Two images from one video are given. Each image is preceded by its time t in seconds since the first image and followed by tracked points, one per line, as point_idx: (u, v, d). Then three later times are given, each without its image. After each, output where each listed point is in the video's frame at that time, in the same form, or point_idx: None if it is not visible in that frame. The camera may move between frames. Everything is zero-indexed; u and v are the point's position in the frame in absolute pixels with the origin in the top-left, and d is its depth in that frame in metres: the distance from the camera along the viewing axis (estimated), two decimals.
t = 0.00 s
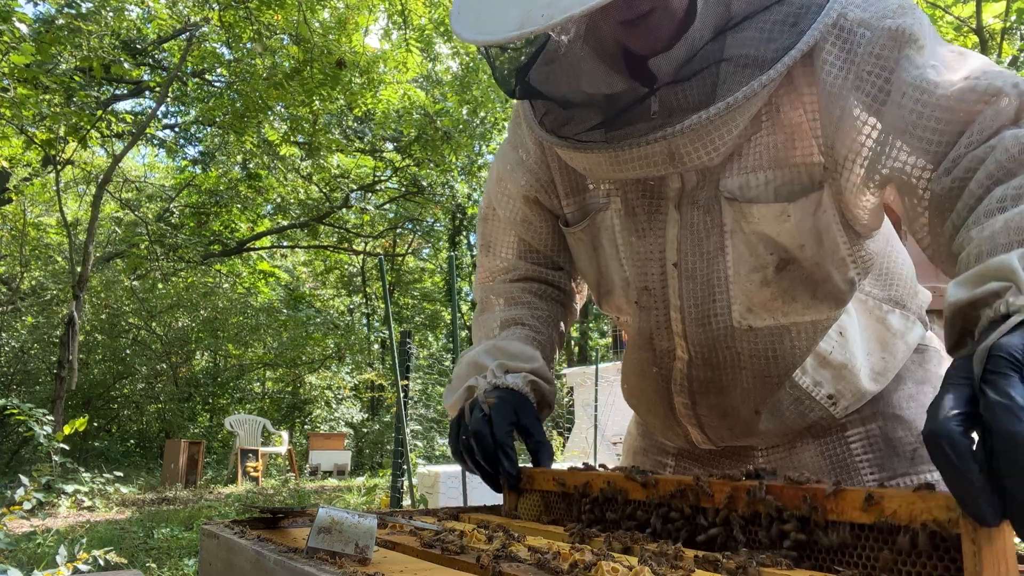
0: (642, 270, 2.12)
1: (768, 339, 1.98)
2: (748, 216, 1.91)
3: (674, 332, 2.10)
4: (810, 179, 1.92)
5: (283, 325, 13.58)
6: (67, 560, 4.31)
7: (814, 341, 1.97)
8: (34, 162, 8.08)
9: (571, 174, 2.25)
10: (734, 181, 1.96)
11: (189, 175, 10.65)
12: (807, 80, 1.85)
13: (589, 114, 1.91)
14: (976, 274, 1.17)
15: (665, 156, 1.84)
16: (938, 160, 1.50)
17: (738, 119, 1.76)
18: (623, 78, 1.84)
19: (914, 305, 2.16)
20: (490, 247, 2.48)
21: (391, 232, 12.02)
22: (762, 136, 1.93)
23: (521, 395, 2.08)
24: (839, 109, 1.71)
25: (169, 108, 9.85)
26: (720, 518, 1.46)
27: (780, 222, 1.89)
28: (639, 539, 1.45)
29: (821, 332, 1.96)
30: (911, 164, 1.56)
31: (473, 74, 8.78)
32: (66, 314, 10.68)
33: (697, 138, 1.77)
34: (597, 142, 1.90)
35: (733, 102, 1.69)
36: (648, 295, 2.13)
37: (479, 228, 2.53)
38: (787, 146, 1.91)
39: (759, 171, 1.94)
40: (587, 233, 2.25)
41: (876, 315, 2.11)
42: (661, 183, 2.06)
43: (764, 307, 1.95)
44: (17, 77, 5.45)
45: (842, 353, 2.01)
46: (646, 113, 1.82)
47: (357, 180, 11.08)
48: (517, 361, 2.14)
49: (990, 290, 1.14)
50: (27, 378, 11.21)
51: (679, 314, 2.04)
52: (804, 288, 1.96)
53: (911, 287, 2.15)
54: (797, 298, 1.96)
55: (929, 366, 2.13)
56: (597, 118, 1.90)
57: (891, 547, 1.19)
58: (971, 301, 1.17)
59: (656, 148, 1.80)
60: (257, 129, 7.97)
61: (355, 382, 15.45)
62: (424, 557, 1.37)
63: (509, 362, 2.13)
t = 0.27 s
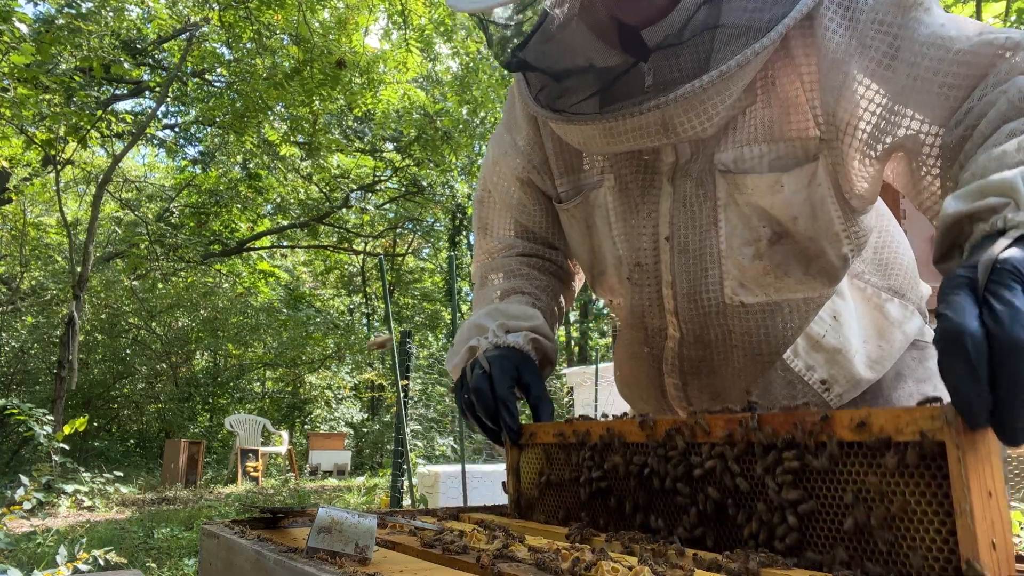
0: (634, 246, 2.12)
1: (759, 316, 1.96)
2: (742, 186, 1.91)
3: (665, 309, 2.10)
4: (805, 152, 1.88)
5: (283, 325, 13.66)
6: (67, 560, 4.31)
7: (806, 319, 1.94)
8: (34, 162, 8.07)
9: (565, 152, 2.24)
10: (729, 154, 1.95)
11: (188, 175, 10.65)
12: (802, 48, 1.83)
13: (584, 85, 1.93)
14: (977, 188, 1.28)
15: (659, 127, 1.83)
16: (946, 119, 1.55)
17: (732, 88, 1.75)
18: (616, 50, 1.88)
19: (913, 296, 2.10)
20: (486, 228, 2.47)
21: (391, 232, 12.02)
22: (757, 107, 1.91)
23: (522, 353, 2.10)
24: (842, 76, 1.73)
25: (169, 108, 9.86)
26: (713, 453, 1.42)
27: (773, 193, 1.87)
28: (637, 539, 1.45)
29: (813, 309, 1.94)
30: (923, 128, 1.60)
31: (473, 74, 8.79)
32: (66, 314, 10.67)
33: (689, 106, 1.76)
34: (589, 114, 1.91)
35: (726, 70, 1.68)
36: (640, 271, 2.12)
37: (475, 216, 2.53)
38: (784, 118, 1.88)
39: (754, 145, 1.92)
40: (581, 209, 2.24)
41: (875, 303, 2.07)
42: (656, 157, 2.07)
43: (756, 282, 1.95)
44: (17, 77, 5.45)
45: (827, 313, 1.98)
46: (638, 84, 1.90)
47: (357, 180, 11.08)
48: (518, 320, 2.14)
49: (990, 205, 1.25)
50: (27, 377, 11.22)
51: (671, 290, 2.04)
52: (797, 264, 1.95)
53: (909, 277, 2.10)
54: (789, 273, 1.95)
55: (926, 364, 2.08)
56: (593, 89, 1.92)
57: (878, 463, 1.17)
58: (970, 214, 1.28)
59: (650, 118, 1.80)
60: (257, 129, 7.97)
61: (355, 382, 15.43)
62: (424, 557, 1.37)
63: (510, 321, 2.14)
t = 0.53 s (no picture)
0: (624, 220, 2.12)
1: (746, 290, 1.95)
2: (732, 157, 1.91)
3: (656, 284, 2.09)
4: (796, 123, 1.88)
5: (284, 325, 13.67)
6: (67, 560, 4.31)
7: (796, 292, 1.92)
8: (34, 162, 8.07)
9: (560, 129, 2.25)
10: (721, 125, 1.95)
11: (188, 175, 10.67)
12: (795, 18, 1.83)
13: (575, 56, 1.90)
14: (953, 97, 1.33)
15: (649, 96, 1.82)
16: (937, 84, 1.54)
17: (722, 58, 1.76)
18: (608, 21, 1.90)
19: (908, 283, 2.16)
20: (486, 208, 2.49)
21: (391, 232, 12.02)
22: (749, 78, 1.91)
23: (524, 301, 2.16)
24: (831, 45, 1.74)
25: (169, 108, 9.86)
26: (710, 369, 1.46)
27: (762, 161, 1.88)
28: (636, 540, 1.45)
29: (803, 283, 1.91)
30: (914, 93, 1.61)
31: (473, 75, 8.80)
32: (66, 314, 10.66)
33: (679, 74, 1.76)
34: (582, 83, 1.92)
35: (716, 36, 1.70)
36: (630, 245, 2.12)
37: (475, 196, 2.53)
38: (778, 89, 1.89)
39: (746, 116, 1.92)
40: (572, 184, 2.24)
41: (868, 289, 2.11)
42: (647, 129, 2.06)
43: (745, 254, 1.93)
44: (17, 77, 5.44)
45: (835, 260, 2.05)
46: (627, 55, 1.93)
47: (357, 180, 11.09)
48: (517, 272, 2.20)
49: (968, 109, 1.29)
50: (27, 377, 11.23)
51: (661, 263, 2.03)
52: (786, 236, 1.94)
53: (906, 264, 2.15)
54: (778, 245, 1.94)
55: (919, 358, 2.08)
56: (585, 56, 1.92)
57: (876, 371, 1.20)
58: (945, 122, 1.33)
59: (639, 87, 1.79)
60: (257, 129, 7.97)
61: (355, 382, 15.39)
62: (424, 558, 1.37)
63: (510, 274, 2.21)
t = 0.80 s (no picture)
0: (612, 197, 2.14)
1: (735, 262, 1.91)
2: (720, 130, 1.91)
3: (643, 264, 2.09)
4: (785, 96, 1.86)
5: (284, 325, 13.67)
6: (67, 560, 4.31)
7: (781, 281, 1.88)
8: (34, 163, 8.06)
9: (552, 110, 2.29)
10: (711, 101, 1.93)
11: (189, 175, 10.70)
12: None
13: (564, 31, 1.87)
14: None
15: (638, 69, 1.85)
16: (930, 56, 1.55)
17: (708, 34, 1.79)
18: None
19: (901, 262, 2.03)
20: (486, 189, 2.57)
21: (391, 232, 12.02)
22: (739, 51, 1.91)
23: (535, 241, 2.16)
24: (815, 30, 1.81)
25: (169, 108, 9.87)
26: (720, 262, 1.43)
27: (748, 133, 1.88)
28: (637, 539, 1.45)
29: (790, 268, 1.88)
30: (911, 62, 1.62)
31: (473, 75, 8.80)
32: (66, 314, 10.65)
33: (667, 47, 1.79)
34: (575, 60, 1.92)
35: (701, 12, 1.73)
36: (615, 222, 2.14)
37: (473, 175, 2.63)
38: (776, 63, 1.87)
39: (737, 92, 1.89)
40: (560, 163, 2.28)
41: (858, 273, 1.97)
42: (638, 105, 2.08)
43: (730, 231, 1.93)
44: (17, 77, 5.43)
45: (847, 168, 1.98)
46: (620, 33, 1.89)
47: (357, 179, 11.09)
48: (526, 218, 2.24)
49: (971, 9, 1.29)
50: (27, 377, 11.24)
51: (644, 238, 2.04)
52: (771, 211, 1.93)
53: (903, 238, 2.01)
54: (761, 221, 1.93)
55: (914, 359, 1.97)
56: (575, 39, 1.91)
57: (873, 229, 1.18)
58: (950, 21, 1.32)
59: (629, 60, 1.82)
60: (257, 129, 7.97)
61: (356, 383, 15.22)
62: (425, 557, 1.37)
63: (520, 220, 2.24)
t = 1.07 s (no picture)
0: (609, 176, 2.30)
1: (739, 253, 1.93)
2: (713, 112, 2.08)
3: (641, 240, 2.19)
4: (777, 81, 2.04)
5: (284, 325, 13.72)
6: (67, 559, 4.31)
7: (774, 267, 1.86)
8: (34, 163, 8.05)
9: (554, 104, 2.48)
10: (703, 84, 2.10)
11: (189, 175, 10.73)
12: None
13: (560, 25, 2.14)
14: None
15: (631, 60, 2.04)
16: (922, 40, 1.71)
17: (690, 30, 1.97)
18: None
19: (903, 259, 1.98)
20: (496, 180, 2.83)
21: (391, 232, 12.01)
22: (732, 39, 2.07)
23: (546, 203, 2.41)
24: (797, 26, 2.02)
25: (169, 108, 9.87)
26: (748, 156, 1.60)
27: (746, 113, 2.04)
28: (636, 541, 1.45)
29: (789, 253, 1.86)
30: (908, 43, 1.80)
31: (473, 75, 8.80)
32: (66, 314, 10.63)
33: (656, 39, 1.98)
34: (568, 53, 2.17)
35: (678, 12, 1.92)
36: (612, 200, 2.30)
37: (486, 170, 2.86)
38: (759, 51, 2.07)
39: (728, 75, 2.07)
40: (560, 151, 2.49)
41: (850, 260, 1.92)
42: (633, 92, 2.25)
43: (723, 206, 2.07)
44: (16, 76, 5.43)
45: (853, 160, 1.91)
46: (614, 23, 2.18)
47: (357, 180, 11.09)
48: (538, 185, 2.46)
49: None
50: (27, 377, 11.25)
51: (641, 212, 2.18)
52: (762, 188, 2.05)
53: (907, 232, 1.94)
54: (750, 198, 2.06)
55: (909, 362, 1.91)
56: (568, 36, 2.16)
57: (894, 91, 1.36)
58: None
59: (621, 51, 2.02)
60: (257, 129, 7.95)
61: (355, 382, 15.34)
62: (424, 559, 1.37)
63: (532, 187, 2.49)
